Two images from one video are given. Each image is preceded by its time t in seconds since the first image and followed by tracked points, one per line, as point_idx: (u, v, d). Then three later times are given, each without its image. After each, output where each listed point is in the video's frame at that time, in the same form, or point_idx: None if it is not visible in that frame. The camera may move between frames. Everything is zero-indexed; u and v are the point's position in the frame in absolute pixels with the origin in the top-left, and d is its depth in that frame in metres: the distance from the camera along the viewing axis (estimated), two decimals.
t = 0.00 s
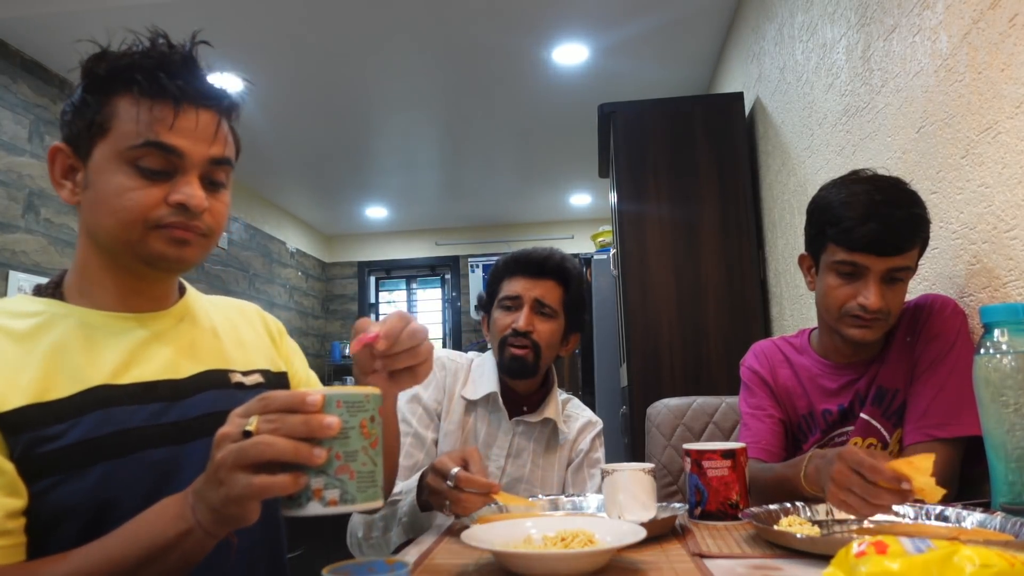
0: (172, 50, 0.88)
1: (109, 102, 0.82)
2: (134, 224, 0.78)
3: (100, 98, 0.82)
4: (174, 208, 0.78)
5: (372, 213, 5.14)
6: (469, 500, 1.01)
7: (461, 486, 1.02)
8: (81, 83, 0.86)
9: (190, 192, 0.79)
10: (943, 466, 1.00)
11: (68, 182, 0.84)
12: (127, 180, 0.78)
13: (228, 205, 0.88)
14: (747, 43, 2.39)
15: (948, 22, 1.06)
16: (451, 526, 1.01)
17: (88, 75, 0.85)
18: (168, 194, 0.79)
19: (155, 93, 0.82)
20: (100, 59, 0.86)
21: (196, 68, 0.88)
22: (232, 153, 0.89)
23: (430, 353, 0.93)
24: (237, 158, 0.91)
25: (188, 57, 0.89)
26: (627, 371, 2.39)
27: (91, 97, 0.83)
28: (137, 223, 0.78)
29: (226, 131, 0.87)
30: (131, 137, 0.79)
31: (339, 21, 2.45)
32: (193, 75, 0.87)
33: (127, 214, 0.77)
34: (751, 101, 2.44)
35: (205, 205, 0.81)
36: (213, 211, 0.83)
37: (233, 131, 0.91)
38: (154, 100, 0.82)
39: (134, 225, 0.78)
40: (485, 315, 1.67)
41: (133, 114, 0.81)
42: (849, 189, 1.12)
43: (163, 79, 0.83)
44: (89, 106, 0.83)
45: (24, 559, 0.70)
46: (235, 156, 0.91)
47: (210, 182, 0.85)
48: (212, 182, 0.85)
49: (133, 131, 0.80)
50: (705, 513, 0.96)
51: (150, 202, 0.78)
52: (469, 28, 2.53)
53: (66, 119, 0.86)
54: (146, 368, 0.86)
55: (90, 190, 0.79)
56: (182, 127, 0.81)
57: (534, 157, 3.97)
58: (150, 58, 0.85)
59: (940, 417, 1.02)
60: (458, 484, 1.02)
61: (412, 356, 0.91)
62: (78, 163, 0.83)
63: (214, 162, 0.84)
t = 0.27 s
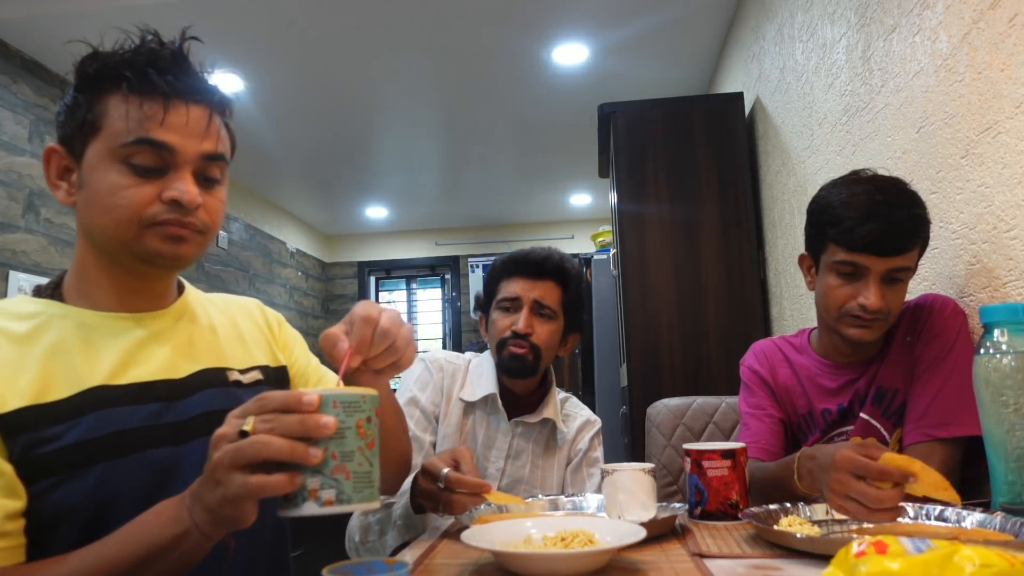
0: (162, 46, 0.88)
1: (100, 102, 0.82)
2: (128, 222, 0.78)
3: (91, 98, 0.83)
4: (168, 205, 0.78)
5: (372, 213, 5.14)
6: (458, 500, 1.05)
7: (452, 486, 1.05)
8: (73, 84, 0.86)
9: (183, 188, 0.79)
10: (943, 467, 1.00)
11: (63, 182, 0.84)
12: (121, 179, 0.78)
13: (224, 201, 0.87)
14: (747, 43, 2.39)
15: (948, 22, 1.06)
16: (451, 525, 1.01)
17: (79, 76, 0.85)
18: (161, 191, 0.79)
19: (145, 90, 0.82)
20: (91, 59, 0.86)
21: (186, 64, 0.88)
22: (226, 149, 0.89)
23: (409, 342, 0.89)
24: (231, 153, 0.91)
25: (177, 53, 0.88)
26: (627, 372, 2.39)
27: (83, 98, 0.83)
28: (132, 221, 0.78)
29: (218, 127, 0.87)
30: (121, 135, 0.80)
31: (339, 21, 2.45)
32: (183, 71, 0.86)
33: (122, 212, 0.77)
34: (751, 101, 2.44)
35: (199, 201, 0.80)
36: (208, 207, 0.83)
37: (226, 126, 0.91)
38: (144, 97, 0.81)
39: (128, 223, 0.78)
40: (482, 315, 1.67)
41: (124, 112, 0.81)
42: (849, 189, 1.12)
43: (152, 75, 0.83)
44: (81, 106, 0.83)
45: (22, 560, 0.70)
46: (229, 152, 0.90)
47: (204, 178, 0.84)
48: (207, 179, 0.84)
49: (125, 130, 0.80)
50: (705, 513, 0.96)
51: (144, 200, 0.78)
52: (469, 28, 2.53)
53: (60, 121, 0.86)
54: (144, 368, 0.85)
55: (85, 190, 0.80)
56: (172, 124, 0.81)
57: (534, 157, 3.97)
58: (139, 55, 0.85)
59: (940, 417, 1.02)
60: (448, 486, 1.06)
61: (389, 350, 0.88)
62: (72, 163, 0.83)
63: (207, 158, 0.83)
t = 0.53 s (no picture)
0: (158, 43, 0.88)
1: (96, 101, 0.82)
2: (126, 221, 0.78)
3: (87, 97, 0.83)
4: (166, 203, 0.78)
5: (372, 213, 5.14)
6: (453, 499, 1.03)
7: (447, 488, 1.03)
8: (70, 82, 0.86)
9: (180, 186, 0.79)
10: (944, 467, 1.00)
11: (61, 182, 0.85)
12: (119, 177, 0.78)
13: (222, 198, 0.88)
14: (747, 43, 2.39)
15: (948, 22, 1.06)
16: (451, 526, 1.01)
17: (74, 75, 0.85)
18: (158, 189, 0.79)
19: (139, 88, 0.82)
20: (86, 58, 0.86)
21: (181, 62, 0.88)
22: (222, 146, 0.89)
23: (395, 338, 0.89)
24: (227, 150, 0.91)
25: (172, 50, 0.88)
26: (627, 372, 2.39)
27: (78, 97, 0.83)
28: (130, 220, 0.78)
29: (214, 123, 0.86)
30: (117, 133, 0.80)
31: (340, 21, 2.45)
32: (177, 68, 0.86)
33: (120, 211, 0.77)
34: (751, 101, 2.44)
35: (196, 199, 0.80)
36: (206, 205, 0.83)
37: (222, 123, 0.91)
38: (139, 94, 0.81)
39: (126, 222, 0.78)
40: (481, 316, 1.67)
41: (120, 110, 0.81)
42: (849, 189, 1.13)
43: (146, 72, 0.83)
44: (77, 105, 0.83)
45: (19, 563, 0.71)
46: (226, 148, 0.90)
47: (202, 176, 0.84)
48: (204, 176, 0.84)
49: (121, 127, 0.80)
50: (705, 513, 0.96)
51: (142, 198, 0.78)
52: (469, 28, 2.53)
53: (57, 121, 0.87)
54: (143, 369, 0.85)
55: (82, 189, 0.80)
56: (168, 121, 0.81)
57: (534, 157, 3.97)
58: (133, 53, 0.85)
59: (941, 417, 1.02)
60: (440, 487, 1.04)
61: (376, 348, 0.88)
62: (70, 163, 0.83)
63: (203, 154, 0.83)
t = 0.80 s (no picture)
0: (174, 38, 0.87)
1: (113, 96, 0.83)
2: (137, 214, 0.78)
3: (106, 93, 0.83)
4: (175, 194, 0.78)
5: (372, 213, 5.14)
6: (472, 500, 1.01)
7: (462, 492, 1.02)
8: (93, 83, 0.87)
9: (189, 176, 0.79)
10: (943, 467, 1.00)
11: (90, 182, 0.84)
12: (131, 170, 0.78)
13: (239, 191, 0.86)
14: (747, 43, 2.39)
15: (948, 22, 1.06)
16: (453, 526, 1.01)
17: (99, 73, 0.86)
18: (168, 180, 0.78)
19: (152, 80, 0.82)
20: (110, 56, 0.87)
21: (197, 55, 0.86)
22: (240, 138, 0.88)
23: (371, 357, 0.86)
24: (246, 142, 0.90)
25: (187, 45, 0.86)
26: (627, 372, 2.39)
27: (100, 95, 0.85)
28: (142, 213, 0.78)
29: (228, 114, 0.85)
30: (131, 127, 0.80)
31: (341, 21, 2.45)
32: (191, 61, 0.85)
33: (131, 204, 0.78)
34: (751, 101, 2.44)
35: (205, 189, 0.79)
36: (220, 196, 0.82)
37: (241, 113, 0.89)
38: (149, 89, 0.81)
39: (138, 215, 0.78)
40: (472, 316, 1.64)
41: (135, 104, 0.81)
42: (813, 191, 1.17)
43: (161, 65, 0.83)
44: (99, 103, 0.84)
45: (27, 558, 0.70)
46: (245, 141, 0.90)
47: (215, 167, 0.84)
48: (219, 167, 0.84)
49: (134, 122, 0.80)
50: (704, 513, 0.96)
51: (152, 190, 0.78)
52: (470, 28, 2.53)
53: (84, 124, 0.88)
54: (168, 373, 0.85)
55: (102, 186, 0.80)
56: (178, 111, 0.81)
57: (534, 157, 3.98)
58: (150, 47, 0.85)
59: (940, 417, 1.02)
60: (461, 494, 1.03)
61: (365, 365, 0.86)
62: (91, 160, 0.83)
63: (215, 145, 0.83)
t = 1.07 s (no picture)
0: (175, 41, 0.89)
1: (115, 98, 0.84)
2: (124, 207, 0.77)
3: (109, 96, 0.85)
4: (159, 188, 0.77)
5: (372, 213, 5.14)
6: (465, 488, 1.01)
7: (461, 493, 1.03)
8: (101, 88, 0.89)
9: (174, 170, 0.77)
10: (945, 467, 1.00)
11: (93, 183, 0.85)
12: (121, 164, 0.78)
13: (233, 190, 0.84)
14: (747, 43, 2.39)
15: (948, 22, 1.06)
16: (452, 526, 1.01)
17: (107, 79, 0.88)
18: (154, 175, 0.77)
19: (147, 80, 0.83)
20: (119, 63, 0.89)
21: (195, 55, 0.87)
22: (237, 137, 0.87)
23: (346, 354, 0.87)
24: (244, 141, 0.88)
25: (186, 46, 0.87)
26: (627, 372, 2.39)
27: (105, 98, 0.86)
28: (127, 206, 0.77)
29: (222, 111, 0.85)
30: (125, 125, 0.81)
31: (341, 21, 2.45)
32: (188, 61, 0.85)
33: (119, 198, 0.77)
34: (751, 101, 2.44)
35: (191, 183, 0.78)
36: (208, 193, 0.80)
37: (239, 112, 0.88)
38: (144, 87, 0.82)
39: (126, 209, 0.77)
40: (480, 318, 1.63)
41: (131, 104, 0.82)
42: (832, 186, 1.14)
43: (157, 66, 0.83)
44: (103, 105, 0.86)
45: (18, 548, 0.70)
46: (244, 139, 0.88)
47: (206, 163, 0.82)
48: (209, 164, 0.82)
49: (128, 119, 0.81)
50: (704, 513, 0.96)
51: (137, 183, 0.77)
52: (470, 28, 2.53)
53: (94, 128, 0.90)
54: (165, 372, 0.84)
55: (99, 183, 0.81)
56: (169, 109, 0.81)
57: (534, 157, 3.98)
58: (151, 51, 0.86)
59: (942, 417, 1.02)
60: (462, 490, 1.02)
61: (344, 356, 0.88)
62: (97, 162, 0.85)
63: (206, 141, 0.82)
